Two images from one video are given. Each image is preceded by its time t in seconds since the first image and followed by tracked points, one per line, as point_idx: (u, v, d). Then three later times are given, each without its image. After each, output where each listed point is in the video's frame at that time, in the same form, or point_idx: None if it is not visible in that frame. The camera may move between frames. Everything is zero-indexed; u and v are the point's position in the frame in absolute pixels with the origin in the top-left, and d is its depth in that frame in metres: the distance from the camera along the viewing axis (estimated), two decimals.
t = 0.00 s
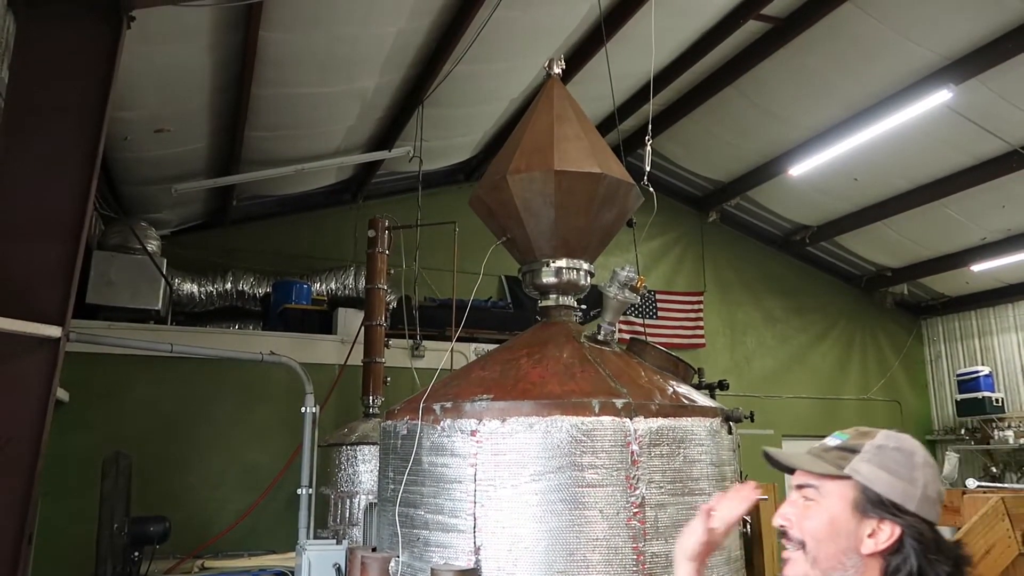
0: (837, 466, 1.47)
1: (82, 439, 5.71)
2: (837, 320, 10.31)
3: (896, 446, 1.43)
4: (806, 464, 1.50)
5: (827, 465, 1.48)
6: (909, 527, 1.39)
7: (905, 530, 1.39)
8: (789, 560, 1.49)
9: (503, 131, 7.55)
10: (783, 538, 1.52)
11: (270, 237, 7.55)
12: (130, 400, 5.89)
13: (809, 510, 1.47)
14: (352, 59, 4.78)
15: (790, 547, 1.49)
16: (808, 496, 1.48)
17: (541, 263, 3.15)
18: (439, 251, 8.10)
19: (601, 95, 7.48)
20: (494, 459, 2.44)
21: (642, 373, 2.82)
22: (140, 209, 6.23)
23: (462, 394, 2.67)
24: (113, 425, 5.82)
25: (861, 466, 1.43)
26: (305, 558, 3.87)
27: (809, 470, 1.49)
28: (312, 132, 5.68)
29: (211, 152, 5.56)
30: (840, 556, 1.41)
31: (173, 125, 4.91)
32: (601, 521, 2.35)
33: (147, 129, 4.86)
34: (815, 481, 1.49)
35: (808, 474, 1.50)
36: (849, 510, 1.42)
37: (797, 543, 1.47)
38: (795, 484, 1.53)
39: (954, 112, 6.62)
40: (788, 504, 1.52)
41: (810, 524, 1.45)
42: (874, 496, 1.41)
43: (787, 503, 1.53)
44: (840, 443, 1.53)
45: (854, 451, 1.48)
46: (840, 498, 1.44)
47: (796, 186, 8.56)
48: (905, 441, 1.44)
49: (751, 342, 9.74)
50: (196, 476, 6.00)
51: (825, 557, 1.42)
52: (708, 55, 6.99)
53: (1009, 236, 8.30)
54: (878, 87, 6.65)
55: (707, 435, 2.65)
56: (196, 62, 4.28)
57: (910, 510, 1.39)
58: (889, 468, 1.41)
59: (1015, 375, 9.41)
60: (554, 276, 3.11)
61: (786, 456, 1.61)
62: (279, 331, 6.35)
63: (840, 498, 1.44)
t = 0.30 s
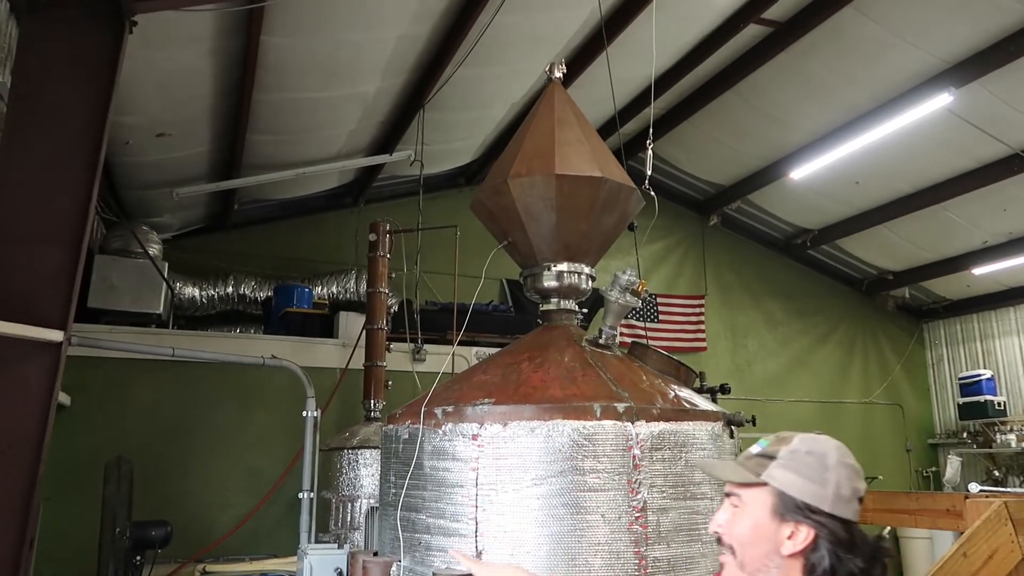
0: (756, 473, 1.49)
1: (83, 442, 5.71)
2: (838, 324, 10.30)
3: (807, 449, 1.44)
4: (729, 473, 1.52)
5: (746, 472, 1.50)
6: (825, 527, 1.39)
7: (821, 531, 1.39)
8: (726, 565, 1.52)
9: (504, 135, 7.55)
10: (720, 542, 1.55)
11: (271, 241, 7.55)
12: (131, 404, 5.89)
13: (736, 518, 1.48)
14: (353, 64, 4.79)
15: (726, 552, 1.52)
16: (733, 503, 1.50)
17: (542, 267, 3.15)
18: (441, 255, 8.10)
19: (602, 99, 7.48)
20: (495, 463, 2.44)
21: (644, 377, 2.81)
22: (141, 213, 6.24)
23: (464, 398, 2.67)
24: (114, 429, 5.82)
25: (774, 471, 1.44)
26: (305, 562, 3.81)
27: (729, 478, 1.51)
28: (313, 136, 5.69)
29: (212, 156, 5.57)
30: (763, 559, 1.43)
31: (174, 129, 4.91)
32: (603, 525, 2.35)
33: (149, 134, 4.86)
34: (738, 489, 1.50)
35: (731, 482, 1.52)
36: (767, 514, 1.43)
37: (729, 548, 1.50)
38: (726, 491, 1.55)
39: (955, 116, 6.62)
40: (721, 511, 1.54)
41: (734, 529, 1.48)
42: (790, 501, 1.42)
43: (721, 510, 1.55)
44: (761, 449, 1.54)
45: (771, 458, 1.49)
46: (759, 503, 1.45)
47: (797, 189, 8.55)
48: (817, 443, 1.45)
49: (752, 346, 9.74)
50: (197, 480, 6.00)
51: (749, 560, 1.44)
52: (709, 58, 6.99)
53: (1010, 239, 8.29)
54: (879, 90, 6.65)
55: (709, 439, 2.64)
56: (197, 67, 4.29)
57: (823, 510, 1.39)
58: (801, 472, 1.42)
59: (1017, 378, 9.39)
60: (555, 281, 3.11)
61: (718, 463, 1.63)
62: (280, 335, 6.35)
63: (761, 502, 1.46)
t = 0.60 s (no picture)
0: (708, 472, 1.48)
1: (87, 443, 5.72)
2: (842, 325, 10.28)
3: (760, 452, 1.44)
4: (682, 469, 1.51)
5: (698, 470, 1.49)
6: (769, 528, 1.38)
7: (764, 532, 1.37)
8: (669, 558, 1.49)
9: (508, 136, 7.55)
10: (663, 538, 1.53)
11: (275, 242, 7.57)
12: (134, 405, 5.90)
13: (683, 512, 1.47)
14: (356, 66, 4.80)
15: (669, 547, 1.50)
16: (681, 499, 1.49)
17: (545, 268, 3.15)
18: (444, 257, 8.10)
19: (605, 100, 7.48)
20: (499, 464, 2.44)
21: (647, 378, 2.81)
22: (146, 214, 6.26)
23: (467, 400, 2.67)
24: (118, 430, 5.83)
25: (726, 470, 1.44)
26: (310, 562, 3.79)
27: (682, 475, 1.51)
28: (317, 138, 5.70)
29: (216, 157, 5.58)
30: (706, 554, 1.41)
31: (178, 131, 4.92)
32: (606, 527, 2.36)
33: (153, 136, 4.87)
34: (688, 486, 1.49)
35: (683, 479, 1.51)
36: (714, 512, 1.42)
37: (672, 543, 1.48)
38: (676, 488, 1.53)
39: (960, 117, 6.60)
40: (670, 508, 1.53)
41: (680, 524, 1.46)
42: (738, 500, 1.41)
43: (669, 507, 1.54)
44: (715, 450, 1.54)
45: (724, 458, 1.49)
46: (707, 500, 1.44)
47: (800, 190, 8.54)
48: (769, 448, 1.46)
49: (756, 347, 9.72)
50: (200, 482, 6.00)
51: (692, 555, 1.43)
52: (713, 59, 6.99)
53: (1014, 241, 8.26)
54: (883, 91, 6.64)
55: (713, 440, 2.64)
56: (200, 69, 4.30)
57: (769, 511, 1.38)
58: (751, 472, 1.42)
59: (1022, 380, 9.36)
60: (558, 282, 3.11)
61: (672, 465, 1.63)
62: (284, 336, 6.36)
63: (710, 501, 1.45)
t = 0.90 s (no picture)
0: (684, 469, 1.64)
1: (91, 440, 5.74)
2: (845, 322, 10.26)
3: (732, 451, 1.62)
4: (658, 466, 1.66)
5: (674, 468, 1.64)
6: (743, 521, 1.56)
7: (739, 524, 1.55)
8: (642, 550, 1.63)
9: (510, 133, 7.55)
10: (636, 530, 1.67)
11: (277, 240, 7.57)
12: (137, 403, 5.91)
13: (658, 507, 1.62)
14: (359, 64, 4.80)
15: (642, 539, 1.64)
16: (656, 495, 1.63)
17: (548, 265, 3.14)
18: (446, 254, 8.10)
19: (608, 97, 7.48)
20: (501, 461, 2.44)
21: (649, 374, 2.82)
22: (148, 212, 6.26)
23: (470, 397, 2.68)
24: (120, 428, 5.84)
25: (703, 467, 1.60)
26: (312, 560, 3.78)
27: (659, 472, 1.65)
28: (320, 136, 5.70)
29: (219, 155, 5.58)
30: (683, 547, 1.56)
31: (181, 129, 4.93)
32: (609, 523, 2.36)
33: (155, 134, 4.88)
34: (664, 482, 1.64)
35: (658, 476, 1.66)
36: (692, 507, 1.58)
37: (646, 535, 1.62)
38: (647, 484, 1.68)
39: (963, 113, 6.59)
40: (642, 503, 1.67)
41: (656, 518, 1.61)
42: (714, 494, 1.57)
43: (641, 501, 1.68)
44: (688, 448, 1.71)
45: (700, 456, 1.65)
46: (682, 495, 1.60)
47: (804, 187, 8.53)
48: (740, 446, 1.63)
49: (759, 344, 9.71)
50: (203, 479, 6.01)
51: (670, 547, 1.57)
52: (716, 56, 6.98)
53: (1018, 237, 8.25)
54: (886, 87, 6.62)
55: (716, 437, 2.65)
56: (203, 67, 4.30)
57: (744, 506, 1.56)
58: (726, 469, 1.59)
59: None
60: (561, 279, 3.11)
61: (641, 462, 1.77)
62: (286, 334, 6.37)
63: (686, 496, 1.60)
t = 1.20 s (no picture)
0: (688, 454, 1.62)
1: (96, 429, 5.77)
2: (850, 312, 10.24)
3: (736, 438, 1.63)
4: (661, 450, 1.63)
5: (679, 453, 1.62)
6: (744, 507, 1.59)
7: (743, 512, 1.58)
8: (643, 535, 1.61)
9: (514, 122, 7.52)
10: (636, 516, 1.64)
11: (282, 229, 7.58)
12: (143, 392, 5.94)
13: (660, 492, 1.60)
14: (363, 52, 4.79)
15: (641, 525, 1.62)
16: (658, 480, 1.61)
17: (552, 254, 3.14)
18: (451, 243, 8.10)
19: (612, 86, 7.45)
20: (505, 448, 2.45)
21: (653, 362, 2.82)
22: (153, 201, 6.28)
23: (474, 384, 2.68)
24: (126, 417, 5.87)
25: (708, 454, 1.60)
26: (318, 547, 3.79)
27: (662, 457, 1.62)
28: (323, 125, 5.69)
29: (223, 145, 5.58)
30: (687, 532, 1.56)
31: (184, 118, 4.93)
32: (613, 510, 2.37)
33: (160, 123, 4.88)
34: (666, 468, 1.62)
35: (660, 460, 1.63)
36: (697, 494, 1.58)
37: (647, 521, 1.61)
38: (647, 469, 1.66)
39: (970, 101, 6.54)
40: (642, 487, 1.65)
41: (660, 504, 1.59)
42: (719, 481, 1.58)
43: (640, 486, 1.66)
44: (689, 434, 1.70)
45: (702, 442, 1.65)
46: (686, 481, 1.59)
47: (809, 176, 8.49)
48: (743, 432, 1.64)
49: (763, 334, 9.70)
50: (209, 467, 6.04)
51: (675, 533, 1.57)
52: (721, 45, 6.94)
53: None
54: (892, 76, 6.58)
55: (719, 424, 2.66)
56: (206, 56, 4.29)
57: (748, 493, 1.59)
58: (730, 457, 1.59)
59: None
60: (565, 267, 3.10)
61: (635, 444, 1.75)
62: (291, 323, 6.38)
63: (690, 482, 1.60)
